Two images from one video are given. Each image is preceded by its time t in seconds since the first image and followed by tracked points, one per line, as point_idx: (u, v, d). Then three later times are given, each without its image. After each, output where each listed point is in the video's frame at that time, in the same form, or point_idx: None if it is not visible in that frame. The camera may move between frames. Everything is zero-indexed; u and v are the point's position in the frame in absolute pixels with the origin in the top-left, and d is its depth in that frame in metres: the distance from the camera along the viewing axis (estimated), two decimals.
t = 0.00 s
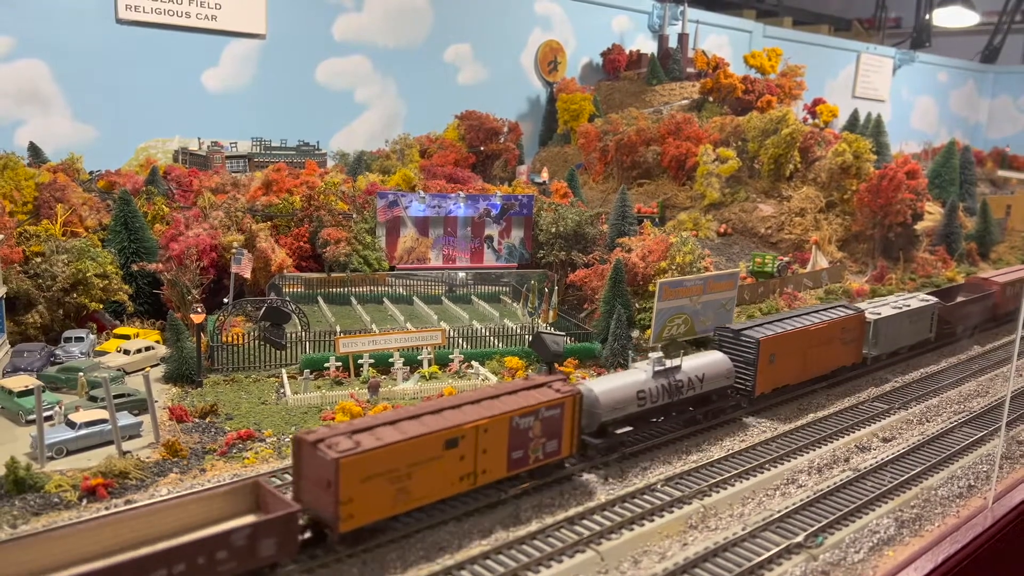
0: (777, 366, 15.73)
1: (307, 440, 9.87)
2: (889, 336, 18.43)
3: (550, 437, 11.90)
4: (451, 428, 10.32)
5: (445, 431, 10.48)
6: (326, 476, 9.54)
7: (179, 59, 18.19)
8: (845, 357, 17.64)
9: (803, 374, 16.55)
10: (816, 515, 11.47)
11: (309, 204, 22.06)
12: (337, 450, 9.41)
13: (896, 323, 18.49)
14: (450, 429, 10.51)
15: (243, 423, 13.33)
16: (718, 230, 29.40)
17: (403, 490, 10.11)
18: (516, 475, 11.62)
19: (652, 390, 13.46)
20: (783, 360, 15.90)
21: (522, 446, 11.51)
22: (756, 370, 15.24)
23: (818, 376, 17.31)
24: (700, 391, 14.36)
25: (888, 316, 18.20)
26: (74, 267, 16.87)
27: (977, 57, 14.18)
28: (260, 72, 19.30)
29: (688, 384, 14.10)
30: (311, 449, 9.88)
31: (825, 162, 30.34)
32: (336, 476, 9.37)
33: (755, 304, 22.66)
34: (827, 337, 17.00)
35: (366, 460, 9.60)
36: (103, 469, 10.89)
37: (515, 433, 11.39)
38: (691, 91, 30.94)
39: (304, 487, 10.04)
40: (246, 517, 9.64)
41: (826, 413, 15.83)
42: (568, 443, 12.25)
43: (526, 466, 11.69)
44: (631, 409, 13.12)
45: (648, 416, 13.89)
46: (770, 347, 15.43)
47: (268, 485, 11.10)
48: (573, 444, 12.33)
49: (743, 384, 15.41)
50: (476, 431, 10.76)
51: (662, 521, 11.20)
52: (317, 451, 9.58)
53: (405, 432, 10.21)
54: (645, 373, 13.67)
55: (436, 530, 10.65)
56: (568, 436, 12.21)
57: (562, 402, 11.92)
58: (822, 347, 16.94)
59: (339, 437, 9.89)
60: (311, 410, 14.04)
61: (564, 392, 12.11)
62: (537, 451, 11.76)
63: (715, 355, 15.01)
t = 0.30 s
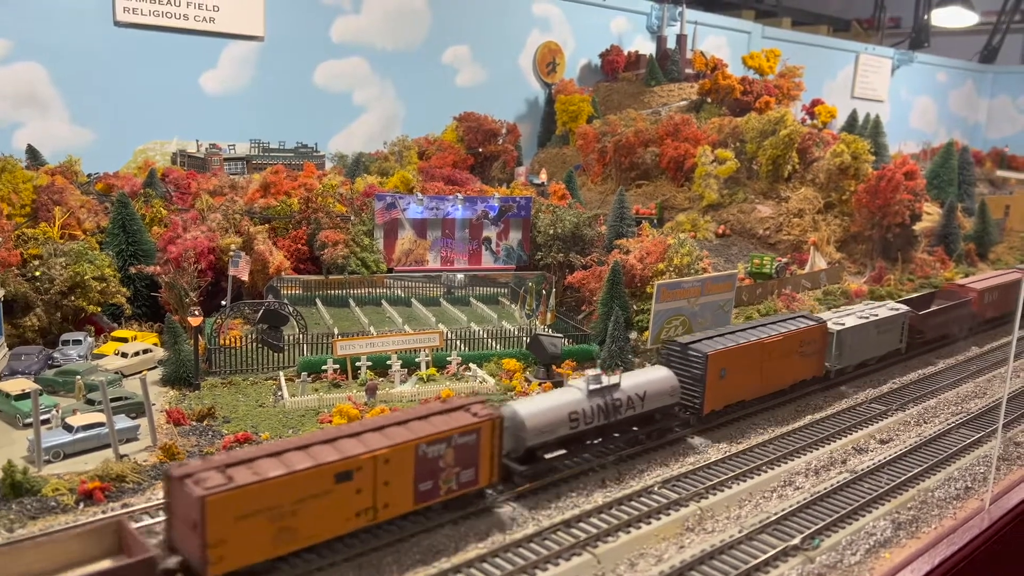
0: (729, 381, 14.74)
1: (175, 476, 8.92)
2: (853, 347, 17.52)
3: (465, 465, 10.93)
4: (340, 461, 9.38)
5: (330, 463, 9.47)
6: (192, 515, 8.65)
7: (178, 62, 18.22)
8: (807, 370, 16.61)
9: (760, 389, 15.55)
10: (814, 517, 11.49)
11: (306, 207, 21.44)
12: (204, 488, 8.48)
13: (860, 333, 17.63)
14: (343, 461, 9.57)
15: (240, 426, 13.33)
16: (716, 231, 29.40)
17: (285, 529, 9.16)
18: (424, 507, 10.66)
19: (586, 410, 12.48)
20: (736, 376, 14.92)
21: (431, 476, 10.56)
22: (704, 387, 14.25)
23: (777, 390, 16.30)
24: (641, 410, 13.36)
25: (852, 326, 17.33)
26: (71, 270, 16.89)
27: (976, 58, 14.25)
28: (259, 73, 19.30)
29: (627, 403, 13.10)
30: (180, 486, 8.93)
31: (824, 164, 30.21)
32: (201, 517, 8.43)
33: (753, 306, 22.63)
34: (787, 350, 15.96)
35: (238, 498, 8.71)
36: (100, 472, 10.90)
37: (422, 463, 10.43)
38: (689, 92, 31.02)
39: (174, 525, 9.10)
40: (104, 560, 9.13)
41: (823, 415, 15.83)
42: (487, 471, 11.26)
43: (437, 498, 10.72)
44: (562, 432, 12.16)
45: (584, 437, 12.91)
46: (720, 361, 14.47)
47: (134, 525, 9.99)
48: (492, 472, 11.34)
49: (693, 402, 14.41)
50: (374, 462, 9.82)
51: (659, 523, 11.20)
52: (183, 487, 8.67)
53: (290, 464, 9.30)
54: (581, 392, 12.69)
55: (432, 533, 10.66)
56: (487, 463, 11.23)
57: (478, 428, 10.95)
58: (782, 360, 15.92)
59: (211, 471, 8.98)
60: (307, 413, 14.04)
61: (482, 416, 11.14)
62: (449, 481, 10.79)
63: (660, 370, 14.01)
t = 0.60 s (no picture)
0: (672, 405, 13.80)
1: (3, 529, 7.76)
2: (814, 365, 16.59)
3: (359, 509, 9.98)
4: (208, 508, 8.43)
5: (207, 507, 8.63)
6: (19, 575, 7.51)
7: (176, 67, 18.13)
8: (762, 390, 15.68)
9: (708, 411, 14.63)
10: (812, 526, 11.46)
11: (304, 212, 22.18)
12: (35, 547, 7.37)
13: (822, 350, 16.72)
14: (211, 509, 8.59)
15: (237, 435, 13.29)
16: (715, 235, 29.37)
17: None
18: (309, 555, 9.68)
19: (507, 442, 11.60)
20: (681, 399, 13.98)
21: (319, 522, 9.63)
22: (645, 412, 13.30)
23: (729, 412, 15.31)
24: (570, 438, 12.50)
25: (812, 343, 16.41)
26: (69, 277, 16.92)
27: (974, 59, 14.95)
28: (257, 78, 19.16)
29: (555, 432, 12.25)
30: (8, 541, 7.78)
31: (821, 166, 30.52)
32: None
33: (752, 310, 22.60)
34: (738, 370, 15.04)
35: (80, 556, 7.64)
36: (95, 483, 10.87)
37: (308, 507, 9.48)
38: (687, 95, 30.29)
39: None
40: None
41: (821, 422, 15.78)
42: (386, 514, 10.29)
43: (324, 545, 9.75)
44: (480, 466, 11.27)
45: (507, 470, 12.01)
46: (662, 384, 13.52)
47: None
48: (393, 514, 10.36)
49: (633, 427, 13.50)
50: (247, 508, 8.87)
51: (657, 533, 11.17)
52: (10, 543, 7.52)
53: (145, 514, 8.25)
54: (503, 421, 11.80)
55: (429, 544, 10.65)
56: (386, 505, 10.27)
57: (377, 466, 10.03)
58: (732, 380, 14.96)
59: (46, 524, 7.84)
60: (304, 421, 13.99)
61: (381, 453, 10.21)
62: (341, 526, 9.83)
63: (596, 394, 13.12)
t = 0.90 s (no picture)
0: (611, 423, 12.87)
1: None
2: (773, 377, 15.64)
3: (238, 547, 8.84)
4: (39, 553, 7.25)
5: (103, 536, 7.78)
6: None
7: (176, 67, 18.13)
8: (714, 405, 14.72)
9: (652, 429, 13.68)
10: (814, 525, 11.48)
11: (305, 212, 22.14)
12: None
13: (782, 362, 15.79)
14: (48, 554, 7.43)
15: (239, 434, 13.30)
16: (715, 235, 29.29)
17: None
18: None
19: (419, 468, 10.58)
20: (622, 416, 13.04)
21: (189, 563, 8.48)
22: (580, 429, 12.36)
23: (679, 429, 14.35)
24: (494, 463, 11.50)
25: (772, 354, 15.50)
26: (70, 278, 16.96)
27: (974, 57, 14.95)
28: (258, 78, 19.20)
29: (475, 457, 11.22)
30: None
31: (821, 166, 30.57)
32: None
33: (752, 310, 22.62)
34: (687, 384, 14.06)
35: None
36: (97, 483, 10.87)
37: (172, 549, 8.30)
38: (688, 95, 30.32)
39: None
40: None
41: (821, 421, 15.78)
42: (271, 552, 9.16)
43: None
44: (385, 496, 10.24)
45: (421, 498, 11.01)
46: (598, 401, 12.57)
47: None
48: (276, 553, 9.21)
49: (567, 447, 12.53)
50: (95, 552, 7.70)
51: (659, 532, 11.18)
52: None
53: (3, 552, 7.32)
54: (415, 445, 10.77)
55: (431, 542, 10.64)
56: (272, 542, 9.13)
57: (258, 500, 8.88)
58: (680, 395, 13.98)
59: None
60: (306, 421, 14.00)
61: (265, 485, 9.07)
62: (216, 567, 8.69)
63: (526, 413, 12.10)
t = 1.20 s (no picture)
0: (546, 446, 11.80)
1: None
2: (730, 394, 14.72)
3: None
4: None
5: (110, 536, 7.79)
6: None
7: (177, 68, 18.22)
8: (662, 424, 13.69)
9: (594, 451, 12.62)
10: (818, 525, 11.50)
11: (308, 213, 22.13)
12: None
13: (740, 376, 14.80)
14: None
15: (243, 435, 13.33)
16: (717, 237, 29.20)
17: None
18: None
19: (317, 502, 9.52)
20: (558, 439, 11.98)
21: None
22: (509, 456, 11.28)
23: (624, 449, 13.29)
24: (407, 494, 10.38)
25: (728, 369, 14.60)
26: (74, 278, 17.07)
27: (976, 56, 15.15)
28: (259, 80, 19.25)
29: (385, 487, 10.13)
30: None
31: (823, 167, 30.27)
32: None
33: (755, 310, 22.61)
34: (632, 402, 13.02)
35: None
36: (103, 483, 10.89)
37: None
38: (690, 96, 30.13)
39: None
40: None
41: (824, 422, 15.79)
42: None
43: None
44: (275, 533, 9.18)
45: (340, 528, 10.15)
46: (530, 423, 11.49)
47: None
48: None
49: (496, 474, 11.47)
50: None
51: (664, 532, 11.20)
52: None
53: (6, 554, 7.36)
54: (315, 476, 9.70)
55: (437, 543, 10.65)
56: None
57: (115, 543, 7.96)
58: (625, 414, 12.93)
59: None
60: (311, 421, 14.02)
61: (126, 527, 8.16)
62: None
63: (449, 437, 11.01)
